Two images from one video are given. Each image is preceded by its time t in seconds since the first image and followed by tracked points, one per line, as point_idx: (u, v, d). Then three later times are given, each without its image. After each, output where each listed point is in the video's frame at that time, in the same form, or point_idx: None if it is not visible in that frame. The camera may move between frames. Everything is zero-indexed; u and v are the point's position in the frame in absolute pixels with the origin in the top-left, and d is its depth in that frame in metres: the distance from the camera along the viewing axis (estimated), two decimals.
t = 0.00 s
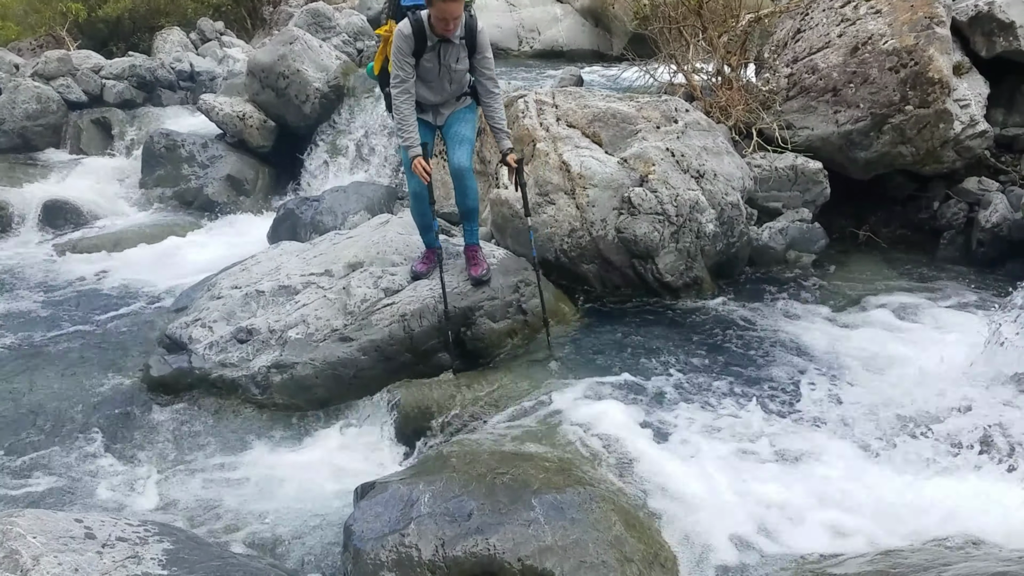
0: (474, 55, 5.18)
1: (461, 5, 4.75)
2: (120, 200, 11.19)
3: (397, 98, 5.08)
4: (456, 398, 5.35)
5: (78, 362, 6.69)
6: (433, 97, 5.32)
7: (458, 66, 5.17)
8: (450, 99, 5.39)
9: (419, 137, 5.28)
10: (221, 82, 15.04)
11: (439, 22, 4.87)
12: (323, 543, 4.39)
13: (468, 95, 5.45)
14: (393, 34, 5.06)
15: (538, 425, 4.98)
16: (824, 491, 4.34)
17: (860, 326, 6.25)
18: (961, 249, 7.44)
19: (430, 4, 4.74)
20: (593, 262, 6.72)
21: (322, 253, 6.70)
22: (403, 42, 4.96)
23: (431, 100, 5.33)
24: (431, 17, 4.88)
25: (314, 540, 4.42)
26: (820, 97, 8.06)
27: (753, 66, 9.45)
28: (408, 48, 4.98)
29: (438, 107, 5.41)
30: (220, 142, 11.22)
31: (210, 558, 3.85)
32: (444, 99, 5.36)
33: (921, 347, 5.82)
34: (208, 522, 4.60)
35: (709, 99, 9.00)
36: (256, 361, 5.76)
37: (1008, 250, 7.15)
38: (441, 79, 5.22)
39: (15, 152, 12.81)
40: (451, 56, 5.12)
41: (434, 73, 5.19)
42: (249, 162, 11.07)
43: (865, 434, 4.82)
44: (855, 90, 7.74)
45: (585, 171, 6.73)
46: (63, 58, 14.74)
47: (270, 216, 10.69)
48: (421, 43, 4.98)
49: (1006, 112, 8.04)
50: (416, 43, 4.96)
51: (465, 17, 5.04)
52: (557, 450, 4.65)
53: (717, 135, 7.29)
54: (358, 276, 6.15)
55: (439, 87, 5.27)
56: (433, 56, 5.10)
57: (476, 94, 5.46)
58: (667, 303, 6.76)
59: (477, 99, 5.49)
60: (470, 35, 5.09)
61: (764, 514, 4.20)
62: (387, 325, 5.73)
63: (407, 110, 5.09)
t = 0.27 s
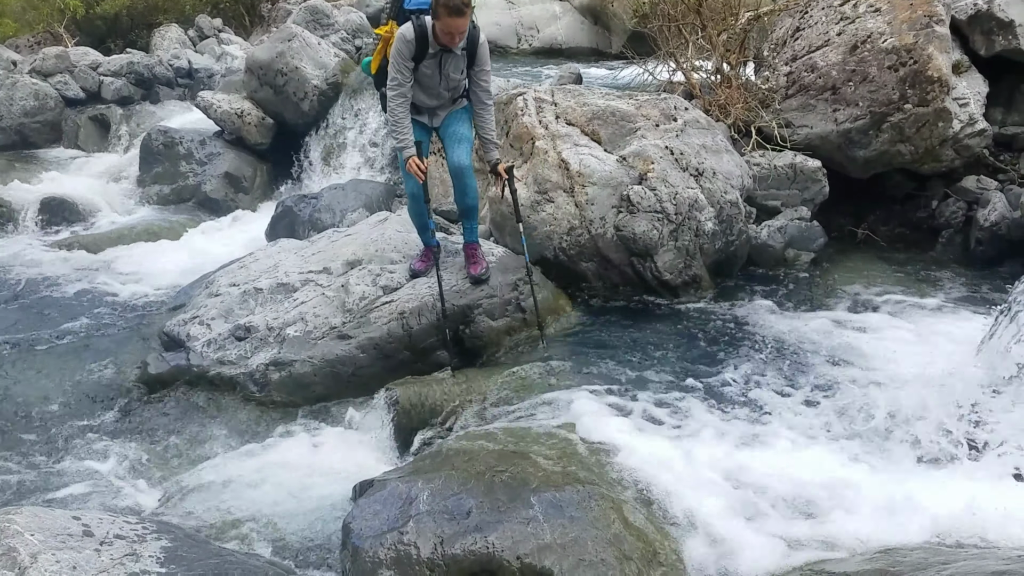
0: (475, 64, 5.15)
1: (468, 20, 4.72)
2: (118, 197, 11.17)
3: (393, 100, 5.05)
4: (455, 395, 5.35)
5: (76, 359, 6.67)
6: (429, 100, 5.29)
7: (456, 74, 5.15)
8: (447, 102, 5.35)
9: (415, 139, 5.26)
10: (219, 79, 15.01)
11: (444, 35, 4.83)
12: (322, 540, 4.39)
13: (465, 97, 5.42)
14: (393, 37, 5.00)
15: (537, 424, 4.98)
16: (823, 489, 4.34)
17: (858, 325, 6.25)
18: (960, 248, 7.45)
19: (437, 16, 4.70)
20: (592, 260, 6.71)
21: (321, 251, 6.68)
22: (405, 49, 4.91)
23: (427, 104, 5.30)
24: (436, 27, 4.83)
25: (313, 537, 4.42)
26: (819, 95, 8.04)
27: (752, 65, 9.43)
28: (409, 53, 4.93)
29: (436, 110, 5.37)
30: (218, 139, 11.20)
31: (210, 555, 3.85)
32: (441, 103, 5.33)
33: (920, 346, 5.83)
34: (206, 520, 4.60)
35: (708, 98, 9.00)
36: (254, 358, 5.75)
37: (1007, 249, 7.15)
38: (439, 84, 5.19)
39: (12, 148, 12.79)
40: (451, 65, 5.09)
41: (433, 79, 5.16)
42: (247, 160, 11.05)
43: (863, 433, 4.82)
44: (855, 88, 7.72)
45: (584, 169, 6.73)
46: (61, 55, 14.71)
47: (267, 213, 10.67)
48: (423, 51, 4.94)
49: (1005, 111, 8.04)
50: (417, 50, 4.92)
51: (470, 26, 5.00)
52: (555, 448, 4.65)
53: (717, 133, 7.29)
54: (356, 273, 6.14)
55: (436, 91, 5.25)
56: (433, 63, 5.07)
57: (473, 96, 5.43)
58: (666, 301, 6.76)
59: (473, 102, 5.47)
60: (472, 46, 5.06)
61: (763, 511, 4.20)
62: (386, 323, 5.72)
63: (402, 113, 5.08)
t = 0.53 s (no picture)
0: (472, 66, 5.14)
1: (466, 24, 4.71)
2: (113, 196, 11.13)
3: (388, 103, 5.04)
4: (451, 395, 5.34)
5: (71, 359, 6.64)
6: (425, 103, 5.27)
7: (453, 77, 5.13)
8: (444, 104, 5.34)
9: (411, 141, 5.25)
10: (215, 78, 14.98)
11: (442, 38, 4.82)
12: (318, 541, 4.37)
13: (462, 99, 5.41)
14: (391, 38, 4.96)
15: (535, 424, 4.97)
16: (823, 489, 4.34)
17: (856, 325, 6.26)
18: (956, 248, 7.47)
19: (435, 19, 4.68)
20: (590, 260, 6.70)
21: (317, 251, 6.67)
22: (402, 52, 4.89)
23: (423, 106, 5.28)
24: (433, 30, 4.81)
25: (309, 538, 4.40)
26: (816, 96, 8.04)
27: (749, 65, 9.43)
28: (407, 55, 4.90)
29: (432, 112, 5.36)
30: (214, 138, 11.17)
31: (206, 556, 3.83)
32: (438, 105, 5.32)
33: (916, 346, 5.84)
34: (203, 520, 4.58)
35: (705, 98, 9.00)
36: (250, 358, 5.74)
37: (1003, 250, 7.16)
38: (436, 87, 5.18)
39: (8, 147, 12.73)
40: (448, 69, 5.07)
41: (430, 81, 5.14)
42: (244, 159, 11.02)
43: (862, 433, 4.82)
44: (852, 88, 7.73)
45: (581, 169, 6.72)
46: (56, 54, 14.64)
47: (264, 212, 10.64)
48: (421, 53, 4.91)
49: (1001, 111, 8.05)
50: (415, 52, 4.89)
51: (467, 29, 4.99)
52: (553, 449, 4.64)
53: (714, 133, 7.29)
54: (353, 273, 6.13)
55: (432, 94, 5.23)
56: (430, 65, 5.05)
57: (470, 99, 5.42)
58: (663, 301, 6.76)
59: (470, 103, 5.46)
60: (470, 49, 5.05)
61: (763, 511, 4.20)
62: (383, 323, 5.71)
63: (398, 115, 5.06)
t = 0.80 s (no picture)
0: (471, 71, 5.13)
1: (464, 34, 4.71)
2: (111, 200, 11.11)
3: (385, 108, 5.02)
4: (450, 399, 5.33)
5: (69, 363, 6.62)
6: (423, 107, 5.25)
7: (450, 83, 5.12)
8: (442, 108, 5.32)
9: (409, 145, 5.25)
10: (212, 82, 14.97)
11: (440, 45, 4.80)
12: (317, 546, 4.35)
13: (460, 103, 5.39)
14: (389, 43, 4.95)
15: (534, 428, 4.95)
16: (823, 492, 4.33)
17: (854, 328, 6.25)
18: (954, 251, 7.47)
19: (433, 28, 4.67)
20: (588, 263, 6.69)
21: (316, 254, 6.66)
22: (399, 57, 4.87)
23: (421, 111, 5.26)
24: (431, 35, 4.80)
25: (308, 543, 4.39)
26: (813, 98, 8.05)
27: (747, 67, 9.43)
28: (404, 60, 4.90)
29: (431, 117, 5.34)
30: (212, 141, 11.16)
31: (205, 561, 3.81)
32: (436, 110, 5.30)
33: (915, 348, 5.84)
34: (201, 525, 4.57)
35: (703, 100, 8.99)
36: (249, 362, 5.72)
37: (1001, 252, 7.17)
38: (434, 92, 5.16)
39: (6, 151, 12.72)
40: (446, 74, 5.05)
41: (428, 87, 5.13)
42: (242, 162, 11.01)
43: (862, 436, 4.82)
44: (849, 91, 7.74)
45: (579, 172, 6.72)
46: (54, 57, 14.63)
47: (261, 215, 10.63)
48: (418, 59, 4.90)
49: (999, 113, 8.05)
50: (413, 58, 4.88)
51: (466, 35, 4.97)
52: (553, 453, 4.63)
53: (712, 136, 7.29)
54: (351, 276, 6.12)
55: (430, 100, 5.22)
56: (428, 71, 5.03)
57: (468, 102, 5.40)
58: (662, 304, 6.75)
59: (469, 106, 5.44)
60: (468, 55, 5.05)
61: (763, 515, 4.19)
62: (381, 327, 5.70)
63: (394, 120, 5.07)
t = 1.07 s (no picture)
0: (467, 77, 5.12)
1: (461, 41, 4.70)
2: (104, 204, 11.07)
3: (381, 113, 5.02)
4: (444, 403, 5.33)
5: (61, 368, 6.60)
6: (419, 111, 5.24)
7: (447, 90, 5.10)
8: (438, 112, 5.30)
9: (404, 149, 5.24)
10: (206, 85, 14.94)
11: (436, 53, 4.79)
12: (311, 552, 4.33)
13: (456, 107, 5.38)
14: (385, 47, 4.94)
15: (528, 432, 4.94)
16: (819, 495, 4.33)
17: (848, 331, 6.26)
18: (947, 253, 7.49)
19: (430, 35, 4.66)
20: (582, 266, 6.68)
21: (309, 258, 6.64)
22: (396, 63, 4.86)
23: (417, 115, 5.26)
24: (427, 42, 4.79)
25: (302, 549, 4.37)
26: (806, 102, 8.07)
27: (740, 71, 9.45)
28: (400, 65, 4.89)
29: (427, 120, 5.33)
30: (205, 145, 11.13)
31: (198, 568, 3.78)
32: (432, 114, 5.30)
33: (909, 352, 5.83)
34: (194, 531, 4.54)
35: (697, 104, 9.00)
36: (242, 367, 5.69)
37: (994, 254, 7.17)
38: (430, 98, 5.15)
39: None
40: (443, 80, 5.03)
41: (424, 92, 5.11)
42: (235, 166, 10.99)
43: (856, 439, 4.82)
44: (842, 95, 7.76)
45: (573, 175, 6.72)
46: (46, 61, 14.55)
47: (255, 219, 10.61)
48: (414, 65, 4.89)
49: (991, 117, 8.07)
50: (409, 63, 4.87)
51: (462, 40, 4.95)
52: (548, 457, 4.61)
53: (706, 140, 7.29)
54: (345, 281, 6.10)
55: (426, 105, 5.20)
56: (425, 77, 5.02)
57: (463, 105, 5.38)
58: (656, 307, 6.75)
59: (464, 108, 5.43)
60: (465, 61, 5.04)
61: (759, 518, 4.19)
62: (375, 331, 5.68)
63: (389, 124, 5.06)
